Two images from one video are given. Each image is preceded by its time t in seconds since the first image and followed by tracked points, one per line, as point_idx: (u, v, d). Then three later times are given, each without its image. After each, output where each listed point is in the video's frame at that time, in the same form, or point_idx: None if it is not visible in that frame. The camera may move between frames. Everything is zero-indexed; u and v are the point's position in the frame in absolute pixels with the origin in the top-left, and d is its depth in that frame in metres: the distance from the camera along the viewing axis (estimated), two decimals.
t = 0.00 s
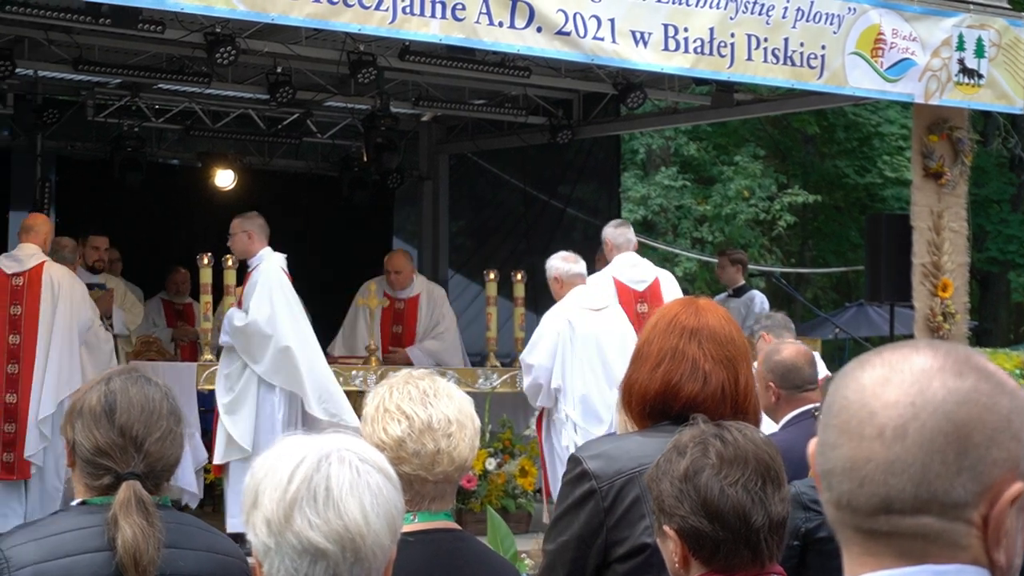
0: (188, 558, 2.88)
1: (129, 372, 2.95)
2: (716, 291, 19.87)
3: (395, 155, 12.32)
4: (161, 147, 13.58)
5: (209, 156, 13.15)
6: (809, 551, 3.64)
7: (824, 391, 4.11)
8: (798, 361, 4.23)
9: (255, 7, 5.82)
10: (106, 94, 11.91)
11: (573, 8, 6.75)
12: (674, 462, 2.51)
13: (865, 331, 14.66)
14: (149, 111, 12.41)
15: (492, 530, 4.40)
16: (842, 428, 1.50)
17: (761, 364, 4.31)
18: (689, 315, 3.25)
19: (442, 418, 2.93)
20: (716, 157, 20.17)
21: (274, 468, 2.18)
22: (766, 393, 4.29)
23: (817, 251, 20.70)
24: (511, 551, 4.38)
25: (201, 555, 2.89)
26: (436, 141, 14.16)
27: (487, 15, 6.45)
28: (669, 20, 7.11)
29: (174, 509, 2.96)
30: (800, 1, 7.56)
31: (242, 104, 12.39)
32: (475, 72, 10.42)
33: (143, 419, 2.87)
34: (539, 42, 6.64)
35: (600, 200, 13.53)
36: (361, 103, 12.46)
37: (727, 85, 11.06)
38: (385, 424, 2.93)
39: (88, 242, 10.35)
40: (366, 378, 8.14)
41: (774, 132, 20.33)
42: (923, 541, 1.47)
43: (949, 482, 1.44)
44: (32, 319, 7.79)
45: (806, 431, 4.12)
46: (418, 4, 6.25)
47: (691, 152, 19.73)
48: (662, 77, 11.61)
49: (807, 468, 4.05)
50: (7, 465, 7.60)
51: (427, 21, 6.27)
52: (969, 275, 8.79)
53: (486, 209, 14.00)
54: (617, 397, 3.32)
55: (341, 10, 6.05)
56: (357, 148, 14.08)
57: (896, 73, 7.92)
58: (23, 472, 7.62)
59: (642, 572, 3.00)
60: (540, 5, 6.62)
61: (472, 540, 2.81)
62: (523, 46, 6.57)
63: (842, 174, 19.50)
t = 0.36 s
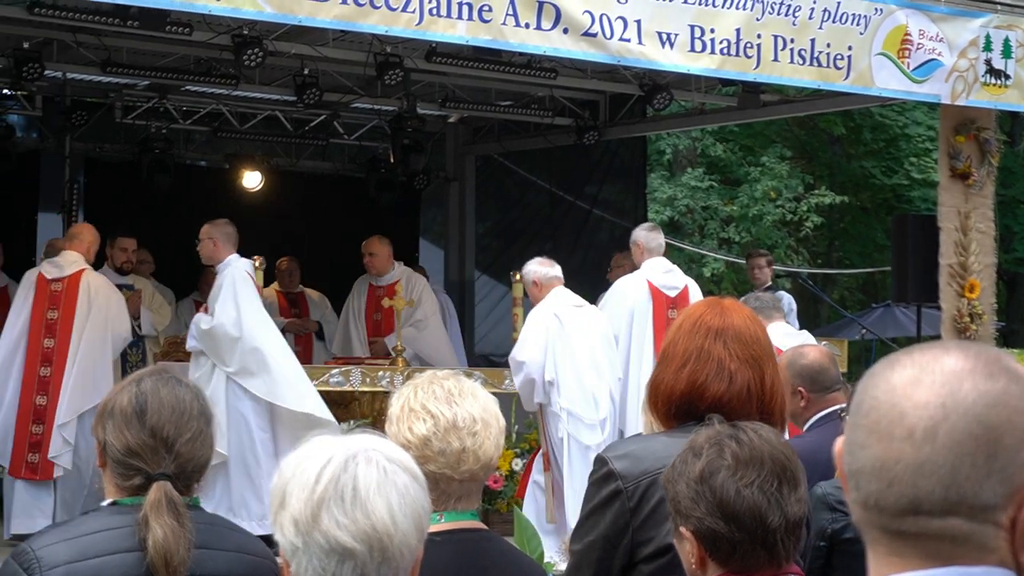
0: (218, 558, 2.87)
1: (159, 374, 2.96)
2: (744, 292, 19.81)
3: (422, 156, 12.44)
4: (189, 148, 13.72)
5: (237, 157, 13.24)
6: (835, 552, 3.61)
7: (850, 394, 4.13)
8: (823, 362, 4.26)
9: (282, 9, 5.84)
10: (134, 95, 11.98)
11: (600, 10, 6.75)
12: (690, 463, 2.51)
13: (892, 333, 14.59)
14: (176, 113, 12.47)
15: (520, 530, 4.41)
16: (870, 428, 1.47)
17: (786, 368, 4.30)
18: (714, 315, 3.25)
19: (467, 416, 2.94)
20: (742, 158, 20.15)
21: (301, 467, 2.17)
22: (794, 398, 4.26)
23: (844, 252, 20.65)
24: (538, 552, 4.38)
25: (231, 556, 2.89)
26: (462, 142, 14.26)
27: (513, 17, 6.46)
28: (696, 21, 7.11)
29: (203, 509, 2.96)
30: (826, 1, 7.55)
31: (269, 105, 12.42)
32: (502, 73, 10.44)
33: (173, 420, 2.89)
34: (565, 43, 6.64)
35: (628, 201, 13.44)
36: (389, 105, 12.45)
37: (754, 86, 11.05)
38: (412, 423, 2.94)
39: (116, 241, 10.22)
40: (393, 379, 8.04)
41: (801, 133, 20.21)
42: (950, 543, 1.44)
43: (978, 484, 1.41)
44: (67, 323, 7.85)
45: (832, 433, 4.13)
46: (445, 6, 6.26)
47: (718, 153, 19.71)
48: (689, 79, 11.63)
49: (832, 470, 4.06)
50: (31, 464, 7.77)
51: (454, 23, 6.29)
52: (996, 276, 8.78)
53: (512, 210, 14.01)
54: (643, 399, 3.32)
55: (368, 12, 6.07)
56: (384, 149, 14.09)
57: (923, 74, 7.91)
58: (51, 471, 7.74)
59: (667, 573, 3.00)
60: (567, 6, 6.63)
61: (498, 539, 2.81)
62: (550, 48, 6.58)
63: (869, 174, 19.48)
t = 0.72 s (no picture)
0: (248, 559, 2.81)
1: (189, 375, 2.87)
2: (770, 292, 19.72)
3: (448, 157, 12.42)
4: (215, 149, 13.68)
5: (266, 158, 13.37)
6: (862, 554, 3.59)
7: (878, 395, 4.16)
8: (855, 361, 4.29)
9: (310, 10, 5.85)
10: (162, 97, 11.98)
11: (626, 10, 6.75)
12: (702, 464, 2.51)
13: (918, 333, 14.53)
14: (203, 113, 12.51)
15: (546, 530, 4.41)
16: (897, 429, 1.44)
17: (816, 367, 4.32)
18: (739, 316, 3.24)
19: (493, 417, 2.93)
20: (769, 158, 20.06)
21: (329, 467, 2.13)
22: (824, 396, 4.28)
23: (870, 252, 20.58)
24: (565, 552, 4.39)
25: (261, 557, 2.82)
26: (488, 143, 14.27)
27: (540, 17, 6.47)
28: (722, 22, 7.10)
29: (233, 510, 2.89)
30: (854, 1, 7.52)
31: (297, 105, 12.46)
32: (528, 73, 10.45)
33: (204, 421, 2.78)
34: (592, 44, 6.65)
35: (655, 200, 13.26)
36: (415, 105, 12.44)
37: (781, 86, 11.02)
38: (437, 423, 2.94)
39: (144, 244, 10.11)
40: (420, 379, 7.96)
41: (827, 133, 20.15)
42: (981, 542, 1.42)
43: (1009, 482, 1.39)
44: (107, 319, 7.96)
45: (857, 432, 4.13)
46: (471, 7, 6.27)
47: (745, 153, 19.65)
48: (715, 79, 11.64)
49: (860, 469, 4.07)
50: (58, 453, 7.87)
51: (480, 24, 6.30)
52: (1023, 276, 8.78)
53: (539, 210, 14.01)
54: (669, 400, 3.31)
55: (395, 13, 6.07)
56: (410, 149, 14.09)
57: (951, 73, 7.89)
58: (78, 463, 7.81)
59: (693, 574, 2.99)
60: (593, 6, 6.63)
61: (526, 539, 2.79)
62: (576, 48, 6.59)
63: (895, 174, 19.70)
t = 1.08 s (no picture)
0: (271, 558, 2.77)
1: (211, 373, 2.79)
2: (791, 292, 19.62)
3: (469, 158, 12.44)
4: (236, 149, 13.67)
5: (286, 158, 13.36)
6: (883, 554, 3.55)
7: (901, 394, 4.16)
8: (879, 361, 4.30)
9: (331, 10, 5.86)
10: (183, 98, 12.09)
11: (647, 10, 6.76)
12: (718, 465, 2.33)
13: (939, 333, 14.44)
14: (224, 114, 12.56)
15: (565, 530, 4.40)
16: (920, 430, 1.41)
17: (840, 365, 4.31)
18: (760, 316, 3.20)
19: (513, 417, 2.89)
20: (791, 157, 20.00)
21: (351, 468, 2.08)
22: (847, 395, 4.27)
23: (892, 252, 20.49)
24: (584, 552, 4.38)
25: (283, 557, 2.78)
26: (510, 143, 14.07)
27: (561, 17, 6.48)
28: (744, 21, 7.10)
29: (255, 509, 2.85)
30: (875, 1, 7.51)
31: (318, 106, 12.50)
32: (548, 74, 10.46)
33: (226, 421, 2.72)
34: (613, 44, 6.66)
35: (675, 201, 13.43)
36: (435, 104, 12.44)
37: (802, 86, 11.00)
38: (458, 423, 2.90)
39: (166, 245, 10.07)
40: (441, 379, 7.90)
41: (849, 132, 20.14)
42: (1007, 544, 1.38)
43: None
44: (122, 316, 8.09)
45: (879, 433, 4.13)
46: (492, 6, 6.28)
47: (765, 152, 19.61)
48: (736, 79, 11.64)
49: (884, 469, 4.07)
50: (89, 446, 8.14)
51: (501, 24, 6.30)
52: None
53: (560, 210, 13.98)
54: (689, 400, 3.28)
55: (416, 13, 6.08)
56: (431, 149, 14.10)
57: (973, 73, 7.77)
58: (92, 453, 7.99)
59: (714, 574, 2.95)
60: (614, 5, 6.64)
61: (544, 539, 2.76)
62: (597, 48, 6.59)
63: (917, 174, 19.68)
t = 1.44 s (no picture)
0: (290, 558, 2.71)
1: (231, 373, 2.73)
2: (811, 293, 19.57)
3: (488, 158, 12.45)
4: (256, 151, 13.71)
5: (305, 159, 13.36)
6: (904, 556, 3.51)
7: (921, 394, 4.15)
8: (900, 362, 4.28)
9: (350, 11, 5.86)
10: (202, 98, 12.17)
11: (666, 10, 6.75)
12: (741, 465, 2.28)
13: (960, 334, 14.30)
14: (244, 115, 12.62)
15: (584, 533, 4.40)
16: (943, 431, 1.36)
17: (862, 366, 4.31)
18: (780, 316, 3.13)
19: (533, 418, 2.84)
20: (810, 158, 19.97)
21: (371, 469, 2.07)
22: (868, 395, 4.28)
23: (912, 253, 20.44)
24: (603, 554, 4.37)
25: (302, 556, 2.71)
26: (529, 143, 14.18)
27: (579, 18, 6.48)
28: (763, 22, 7.09)
29: (276, 510, 2.79)
30: (896, 1, 7.49)
31: (337, 108, 12.54)
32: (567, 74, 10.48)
33: (246, 421, 2.65)
34: (632, 44, 6.65)
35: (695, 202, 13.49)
36: (454, 105, 12.45)
37: (822, 86, 10.97)
38: (475, 423, 2.85)
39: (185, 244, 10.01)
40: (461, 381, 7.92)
41: (868, 133, 20.13)
42: None
43: None
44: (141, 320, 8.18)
45: (901, 433, 4.13)
46: (511, 7, 6.28)
47: (785, 153, 19.64)
48: (756, 79, 11.63)
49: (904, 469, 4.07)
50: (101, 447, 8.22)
51: (520, 24, 6.31)
52: None
53: (579, 210, 13.97)
54: (708, 400, 3.21)
55: (434, 13, 6.09)
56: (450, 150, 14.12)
57: (993, 73, 7.76)
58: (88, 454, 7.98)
59: None
60: (633, 6, 6.63)
61: (564, 541, 2.71)
62: (616, 49, 6.59)
63: (937, 175, 19.62)
